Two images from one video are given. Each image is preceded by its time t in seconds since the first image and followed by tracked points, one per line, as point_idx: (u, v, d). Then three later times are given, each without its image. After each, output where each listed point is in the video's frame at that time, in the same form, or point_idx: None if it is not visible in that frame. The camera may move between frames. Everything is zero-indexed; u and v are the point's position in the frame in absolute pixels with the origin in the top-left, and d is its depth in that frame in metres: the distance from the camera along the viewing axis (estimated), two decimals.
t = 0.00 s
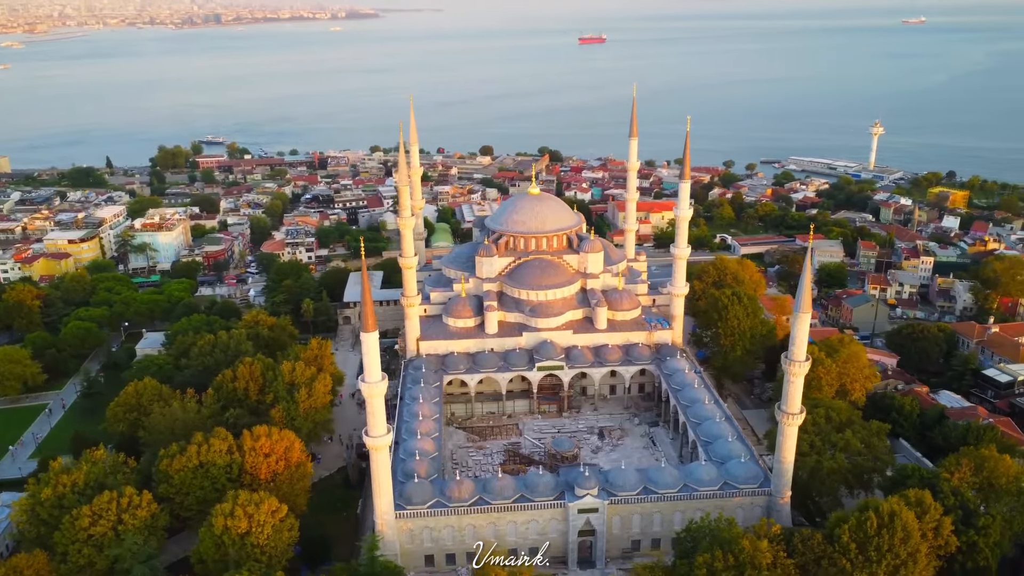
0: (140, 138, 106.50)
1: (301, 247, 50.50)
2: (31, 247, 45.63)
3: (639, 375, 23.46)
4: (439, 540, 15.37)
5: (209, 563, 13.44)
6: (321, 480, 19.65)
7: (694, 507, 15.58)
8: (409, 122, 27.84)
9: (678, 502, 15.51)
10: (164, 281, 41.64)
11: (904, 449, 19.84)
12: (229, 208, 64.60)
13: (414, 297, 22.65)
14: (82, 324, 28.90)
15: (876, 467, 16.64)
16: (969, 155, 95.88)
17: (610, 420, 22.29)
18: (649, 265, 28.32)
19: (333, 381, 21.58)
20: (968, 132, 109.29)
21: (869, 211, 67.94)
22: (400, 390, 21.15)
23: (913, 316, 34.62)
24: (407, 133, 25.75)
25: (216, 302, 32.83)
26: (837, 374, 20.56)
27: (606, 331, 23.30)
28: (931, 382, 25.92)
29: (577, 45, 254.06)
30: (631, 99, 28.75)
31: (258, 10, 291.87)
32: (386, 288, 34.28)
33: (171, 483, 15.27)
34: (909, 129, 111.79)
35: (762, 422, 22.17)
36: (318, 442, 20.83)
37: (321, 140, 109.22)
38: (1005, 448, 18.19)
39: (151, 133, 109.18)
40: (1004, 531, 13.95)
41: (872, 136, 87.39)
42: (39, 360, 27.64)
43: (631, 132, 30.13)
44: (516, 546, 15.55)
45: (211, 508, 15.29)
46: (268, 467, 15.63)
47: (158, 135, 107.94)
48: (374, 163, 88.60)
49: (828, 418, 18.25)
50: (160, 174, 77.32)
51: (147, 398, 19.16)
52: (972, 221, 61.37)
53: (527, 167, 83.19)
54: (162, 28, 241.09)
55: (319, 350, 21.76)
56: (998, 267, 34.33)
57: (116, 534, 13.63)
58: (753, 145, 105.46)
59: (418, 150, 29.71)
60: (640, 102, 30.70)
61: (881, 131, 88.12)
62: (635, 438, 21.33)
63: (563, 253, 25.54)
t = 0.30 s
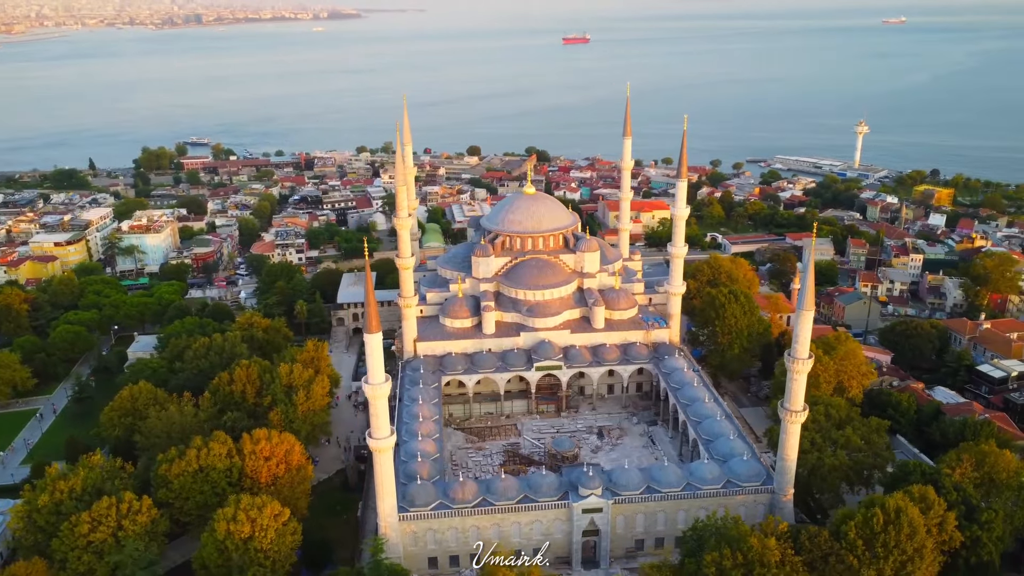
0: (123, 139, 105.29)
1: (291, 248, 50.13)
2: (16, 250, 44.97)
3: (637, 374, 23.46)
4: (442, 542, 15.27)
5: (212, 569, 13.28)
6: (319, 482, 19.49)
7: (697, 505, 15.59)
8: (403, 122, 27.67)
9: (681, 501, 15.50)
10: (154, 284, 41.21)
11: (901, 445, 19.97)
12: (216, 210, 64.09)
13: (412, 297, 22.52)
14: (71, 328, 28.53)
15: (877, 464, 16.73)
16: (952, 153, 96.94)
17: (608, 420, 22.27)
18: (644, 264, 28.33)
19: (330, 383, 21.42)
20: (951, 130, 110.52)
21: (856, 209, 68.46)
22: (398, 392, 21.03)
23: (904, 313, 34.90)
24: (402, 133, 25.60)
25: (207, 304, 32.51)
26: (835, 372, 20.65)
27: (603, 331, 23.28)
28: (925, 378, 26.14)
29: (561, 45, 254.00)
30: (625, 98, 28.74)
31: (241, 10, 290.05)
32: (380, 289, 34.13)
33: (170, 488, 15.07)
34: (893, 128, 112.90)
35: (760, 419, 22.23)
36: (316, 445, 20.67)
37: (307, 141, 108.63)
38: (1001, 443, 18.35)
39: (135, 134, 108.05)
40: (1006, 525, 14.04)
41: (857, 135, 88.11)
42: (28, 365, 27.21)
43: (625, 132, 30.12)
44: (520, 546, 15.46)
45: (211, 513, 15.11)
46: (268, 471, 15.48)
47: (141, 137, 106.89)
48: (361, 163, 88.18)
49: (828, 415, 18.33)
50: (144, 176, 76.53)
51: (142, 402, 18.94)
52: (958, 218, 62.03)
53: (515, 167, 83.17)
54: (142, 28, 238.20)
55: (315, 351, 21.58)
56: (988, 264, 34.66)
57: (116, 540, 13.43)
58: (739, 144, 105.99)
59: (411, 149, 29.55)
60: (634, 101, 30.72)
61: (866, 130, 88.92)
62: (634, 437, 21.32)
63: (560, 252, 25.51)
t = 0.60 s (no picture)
0: (106, 141, 104.13)
1: (281, 250, 49.80)
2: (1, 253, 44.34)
3: (634, 372, 23.45)
4: (446, 544, 15.18)
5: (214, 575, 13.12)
6: (318, 485, 19.35)
7: (700, 504, 15.59)
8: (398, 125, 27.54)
9: (684, 499, 15.49)
10: (143, 286, 40.76)
11: (899, 441, 20.08)
12: (203, 211, 63.53)
13: (409, 298, 22.38)
14: (61, 332, 28.15)
15: (878, 461, 16.80)
16: (936, 151, 97.89)
17: (607, 419, 22.25)
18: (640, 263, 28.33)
19: (327, 385, 21.23)
20: (934, 129, 111.64)
21: (843, 208, 68.96)
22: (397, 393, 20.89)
23: (895, 311, 35.16)
24: (396, 134, 25.46)
25: (198, 307, 32.19)
26: (833, 369, 20.73)
27: (601, 330, 23.26)
28: (919, 374, 26.35)
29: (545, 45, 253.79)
30: (618, 98, 28.74)
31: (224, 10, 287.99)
32: (373, 290, 33.97)
33: (170, 492, 14.87)
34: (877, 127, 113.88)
35: (758, 417, 22.28)
36: (314, 447, 20.49)
37: (293, 142, 108.01)
38: (998, 438, 18.54)
39: (118, 136, 106.91)
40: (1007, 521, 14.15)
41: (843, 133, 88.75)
42: (17, 370, 26.82)
43: (619, 131, 30.11)
44: (524, 547, 15.40)
45: (211, 518, 14.93)
46: (268, 475, 15.34)
47: (124, 138, 105.78)
48: (348, 164, 87.71)
49: (827, 412, 18.41)
50: (129, 177, 75.74)
51: (138, 406, 18.70)
52: (944, 216, 62.62)
53: (504, 167, 83.12)
54: (122, 28, 235.35)
55: (312, 353, 21.38)
56: (977, 261, 34.96)
57: (116, 547, 13.24)
58: (726, 143, 106.45)
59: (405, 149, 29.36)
60: (627, 101, 30.75)
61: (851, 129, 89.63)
62: (633, 436, 21.31)
63: (556, 252, 25.48)
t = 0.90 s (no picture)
0: (89, 142, 102.88)
1: (271, 251, 49.48)
2: None
3: (632, 371, 23.44)
4: (450, 546, 15.08)
5: None
6: (317, 488, 19.22)
7: (703, 502, 15.60)
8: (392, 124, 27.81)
9: (688, 498, 15.49)
10: (132, 289, 40.32)
11: (896, 437, 20.19)
12: (190, 213, 62.95)
13: (406, 299, 22.23)
14: (50, 335, 27.75)
15: (878, 457, 16.87)
16: (920, 149, 98.92)
17: (605, 418, 22.24)
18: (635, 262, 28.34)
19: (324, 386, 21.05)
20: (917, 127, 112.85)
21: (830, 206, 69.47)
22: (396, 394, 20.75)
23: (887, 307, 35.41)
24: (392, 134, 25.33)
25: (190, 309, 31.86)
26: (830, 366, 20.83)
27: (598, 329, 23.24)
28: (912, 370, 26.54)
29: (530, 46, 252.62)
30: (612, 97, 28.75)
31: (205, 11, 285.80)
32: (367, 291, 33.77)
33: (169, 497, 14.68)
34: (861, 126, 114.87)
35: (756, 415, 22.33)
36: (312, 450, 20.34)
37: (279, 143, 107.35)
38: (995, 433, 18.64)
39: (100, 137, 105.73)
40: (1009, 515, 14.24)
41: (829, 132, 89.42)
42: (6, 375, 26.42)
43: (612, 130, 30.13)
44: (528, 548, 15.34)
45: (212, 523, 14.77)
46: (270, 478, 15.19)
47: (106, 140, 104.63)
48: (335, 165, 87.22)
49: (827, 409, 18.47)
50: (112, 179, 74.91)
51: (134, 410, 18.46)
52: (930, 213, 63.23)
53: (492, 167, 83.06)
54: (100, 29, 231.89)
55: (308, 355, 21.19)
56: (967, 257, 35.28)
57: (117, 553, 13.07)
58: (713, 143, 106.90)
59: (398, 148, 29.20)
60: (620, 100, 30.77)
61: (836, 127, 90.32)
62: (632, 435, 21.30)
63: (553, 251, 25.43)
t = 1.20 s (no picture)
0: (71, 144, 101.58)
1: (261, 252, 49.12)
2: None
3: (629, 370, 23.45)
4: (454, 548, 14.99)
5: None
6: (317, 490, 19.09)
7: (707, 501, 15.61)
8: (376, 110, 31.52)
9: (692, 496, 15.50)
10: (122, 292, 39.87)
11: (893, 434, 20.34)
12: (178, 215, 62.36)
13: (403, 300, 22.08)
14: (40, 340, 27.35)
15: (879, 453, 16.95)
16: (905, 148, 99.79)
17: (604, 418, 22.22)
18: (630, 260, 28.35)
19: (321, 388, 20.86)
20: (901, 126, 113.94)
21: (818, 204, 69.93)
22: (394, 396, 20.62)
23: (878, 305, 35.63)
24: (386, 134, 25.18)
25: (181, 312, 31.51)
26: (828, 363, 20.93)
27: (596, 328, 23.21)
28: (906, 367, 26.76)
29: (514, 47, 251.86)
30: (606, 96, 28.73)
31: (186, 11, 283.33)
32: (360, 292, 33.59)
33: (169, 502, 14.49)
34: (846, 125, 115.77)
35: (754, 412, 22.38)
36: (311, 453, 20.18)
37: (265, 144, 106.60)
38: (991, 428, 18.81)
39: (82, 139, 104.44)
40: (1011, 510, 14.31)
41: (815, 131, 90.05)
42: None
43: (606, 129, 30.11)
44: (532, 548, 15.29)
45: (213, 528, 14.61)
46: (271, 481, 15.06)
47: (88, 141, 103.35)
48: (322, 165, 86.66)
49: (826, 406, 18.56)
50: (96, 181, 74.02)
51: (129, 415, 18.22)
52: (917, 211, 63.79)
53: (480, 167, 82.94)
54: (78, 29, 228.65)
55: (305, 356, 20.99)
56: (957, 254, 35.55)
57: (118, 559, 12.91)
58: (700, 142, 107.32)
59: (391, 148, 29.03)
60: (614, 99, 30.78)
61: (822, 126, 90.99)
62: (632, 434, 21.30)
63: (549, 251, 25.38)
